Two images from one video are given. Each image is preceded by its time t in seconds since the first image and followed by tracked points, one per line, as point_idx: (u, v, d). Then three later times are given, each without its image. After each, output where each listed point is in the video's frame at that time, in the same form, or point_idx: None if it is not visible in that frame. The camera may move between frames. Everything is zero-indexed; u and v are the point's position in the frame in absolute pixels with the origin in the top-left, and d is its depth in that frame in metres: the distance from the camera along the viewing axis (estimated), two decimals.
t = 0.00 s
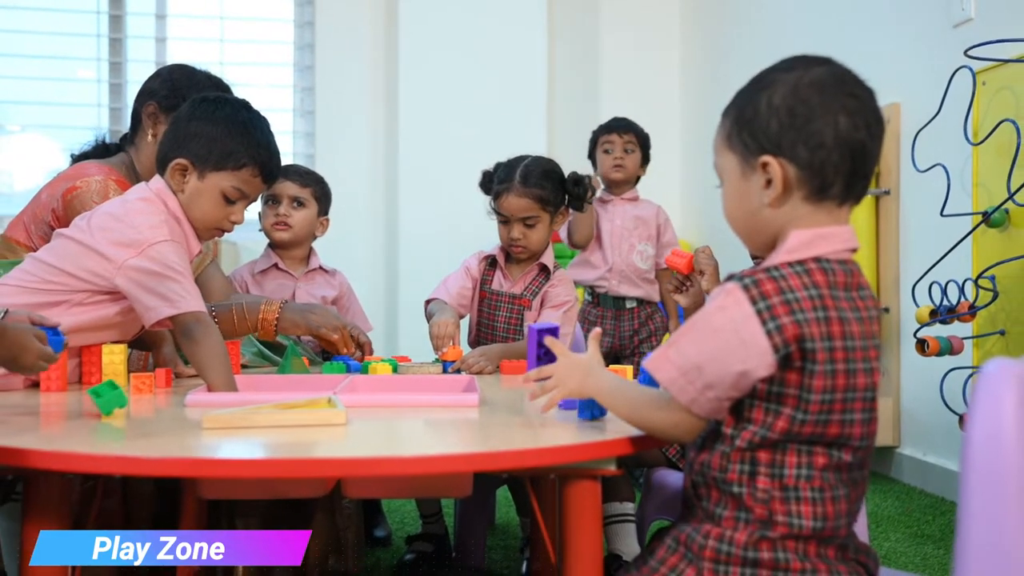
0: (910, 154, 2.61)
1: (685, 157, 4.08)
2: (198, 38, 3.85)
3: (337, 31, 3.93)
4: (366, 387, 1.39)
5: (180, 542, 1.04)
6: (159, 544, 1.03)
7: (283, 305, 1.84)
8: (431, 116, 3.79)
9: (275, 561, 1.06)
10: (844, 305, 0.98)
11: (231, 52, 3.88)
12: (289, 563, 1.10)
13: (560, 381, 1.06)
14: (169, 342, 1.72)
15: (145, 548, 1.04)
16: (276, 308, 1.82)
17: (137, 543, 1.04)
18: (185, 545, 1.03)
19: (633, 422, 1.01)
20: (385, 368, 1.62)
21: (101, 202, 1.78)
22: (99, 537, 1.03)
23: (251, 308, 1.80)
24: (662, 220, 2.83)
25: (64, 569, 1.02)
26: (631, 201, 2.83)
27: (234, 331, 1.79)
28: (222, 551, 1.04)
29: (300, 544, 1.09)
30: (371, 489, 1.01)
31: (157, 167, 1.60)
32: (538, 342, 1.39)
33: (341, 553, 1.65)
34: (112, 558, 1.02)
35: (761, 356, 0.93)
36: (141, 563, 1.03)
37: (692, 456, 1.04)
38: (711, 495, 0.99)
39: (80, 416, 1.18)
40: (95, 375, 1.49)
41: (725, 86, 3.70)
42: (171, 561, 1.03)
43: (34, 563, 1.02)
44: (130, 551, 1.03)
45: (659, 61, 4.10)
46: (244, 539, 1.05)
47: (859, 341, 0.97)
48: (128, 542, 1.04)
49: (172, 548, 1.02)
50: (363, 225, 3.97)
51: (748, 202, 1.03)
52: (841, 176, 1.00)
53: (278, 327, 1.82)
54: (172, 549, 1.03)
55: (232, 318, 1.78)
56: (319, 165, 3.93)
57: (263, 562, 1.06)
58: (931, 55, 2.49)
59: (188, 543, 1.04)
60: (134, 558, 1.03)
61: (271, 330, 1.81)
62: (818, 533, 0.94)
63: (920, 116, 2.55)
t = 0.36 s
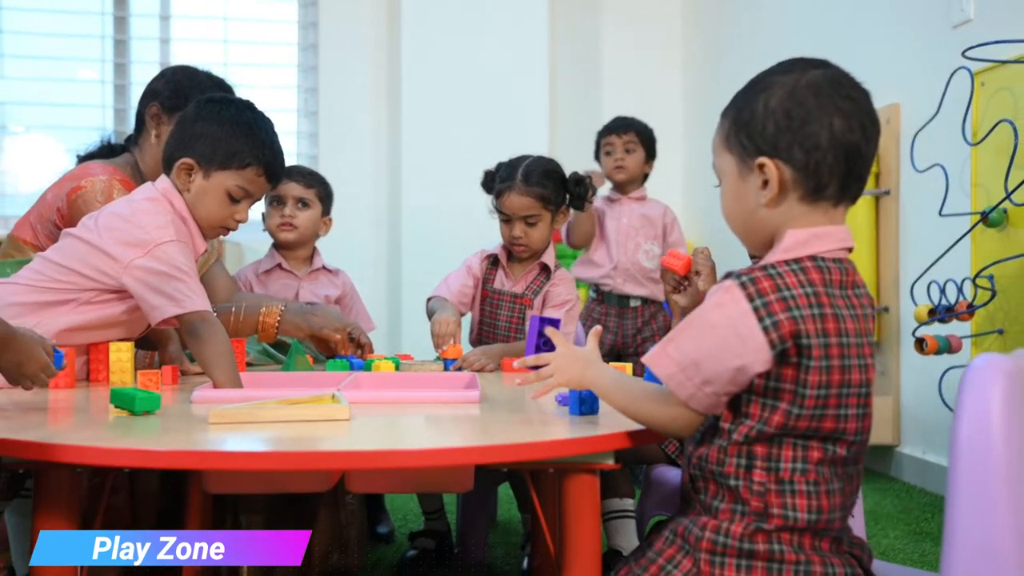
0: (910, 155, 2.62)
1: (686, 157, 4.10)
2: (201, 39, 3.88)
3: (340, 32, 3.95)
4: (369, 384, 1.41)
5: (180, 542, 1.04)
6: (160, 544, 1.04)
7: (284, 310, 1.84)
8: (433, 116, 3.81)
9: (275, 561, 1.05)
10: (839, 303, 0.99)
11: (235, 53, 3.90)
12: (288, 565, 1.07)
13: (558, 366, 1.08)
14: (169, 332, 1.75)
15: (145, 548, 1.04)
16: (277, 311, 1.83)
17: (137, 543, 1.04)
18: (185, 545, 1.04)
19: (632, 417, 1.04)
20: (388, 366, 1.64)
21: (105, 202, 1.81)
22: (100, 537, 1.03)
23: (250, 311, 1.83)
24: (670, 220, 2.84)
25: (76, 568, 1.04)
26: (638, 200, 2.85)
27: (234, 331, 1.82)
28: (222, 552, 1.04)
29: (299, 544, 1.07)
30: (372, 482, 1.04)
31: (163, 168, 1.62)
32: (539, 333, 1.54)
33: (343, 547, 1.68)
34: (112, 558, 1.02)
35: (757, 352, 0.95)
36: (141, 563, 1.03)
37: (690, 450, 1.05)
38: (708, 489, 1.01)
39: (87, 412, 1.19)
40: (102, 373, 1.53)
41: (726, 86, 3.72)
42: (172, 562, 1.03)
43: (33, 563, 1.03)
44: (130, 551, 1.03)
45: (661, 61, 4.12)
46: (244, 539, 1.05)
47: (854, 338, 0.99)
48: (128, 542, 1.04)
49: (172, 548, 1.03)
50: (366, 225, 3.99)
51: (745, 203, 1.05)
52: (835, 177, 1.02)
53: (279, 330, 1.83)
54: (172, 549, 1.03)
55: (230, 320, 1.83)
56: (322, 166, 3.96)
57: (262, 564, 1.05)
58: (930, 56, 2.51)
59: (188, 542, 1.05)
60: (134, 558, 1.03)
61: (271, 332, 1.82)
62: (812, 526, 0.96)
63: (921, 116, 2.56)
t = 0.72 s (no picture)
0: (909, 154, 2.64)
1: (690, 156, 4.12)
2: (207, 39, 3.91)
3: (344, 32, 3.98)
4: (373, 380, 1.43)
5: (180, 542, 1.07)
6: (160, 544, 1.06)
7: (292, 314, 1.87)
8: (438, 116, 3.83)
9: (276, 561, 1.08)
10: (832, 300, 1.02)
11: (241, 53, 3.93)
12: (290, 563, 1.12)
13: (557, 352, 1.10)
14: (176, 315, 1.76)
15: (144, 548, 1.06)
16: (285, 314, 1.86)
17: (136, 543, 1.06)
18: (185, 546, 1.06)
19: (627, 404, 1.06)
20: (392, 363, 1.67)
21: (113, 201, 1.84)
22: (99, 538, 1.06)
23: (259, 313, 1.87)
24: (676, 218, 2.85)
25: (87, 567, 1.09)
26: (645, 199, 2.86)
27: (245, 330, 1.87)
28: (222, 552, 1.07)
29: (300, 545, 1.11)
30: (376, 474, 1.06)
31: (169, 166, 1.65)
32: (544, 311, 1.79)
33: (349, 542, 1.73)
34: (112, 558, 1.05)
35: (751, 346, 0.97)
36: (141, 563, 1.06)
37: (686, 442, 1.08)
38: (705, 481, 1.03)
39: (96, 406, 1.22)
40: (111, 369, 1.55)
41: (729, 85, 3.74)
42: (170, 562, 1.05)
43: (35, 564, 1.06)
44: (130, 552, 1.06)
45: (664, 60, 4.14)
46: (244, 540, 1.07)
47: (847, 334, 1.01)
48: (128, 542, 1.06)
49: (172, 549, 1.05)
50: (370, 225, 4.02)
51: (742, 201, 1.06)
52: (831, 178, 1.03)
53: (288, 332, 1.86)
54: (172, 549, 1.06)
55: (239, 321, 1.86)
56: (327, 165, 3.99)
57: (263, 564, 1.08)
58: (930, 56, 2.53)
59: (188, 543, 1.07)
60: (134, 558, 1.05)
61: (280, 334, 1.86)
62: (806, 517, 0.98)
63: (920, 116, 2.58)
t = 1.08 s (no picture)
0: (912, 153, 2.66)
1: (695, 155, 4.13)
2: (215, 40, 3.94)
3: (351, 32, 4.01)
4: (378, 376, 1.45)
5: (181, 542, 1.12)
6: (160, 544, 1.10)
7: (312, 308, 1.90)
8: (444, 115, 3.86)
9: (276, 561, 1.14)
10: (826, 296, 1.04)
11: (248, 54, 3.96)
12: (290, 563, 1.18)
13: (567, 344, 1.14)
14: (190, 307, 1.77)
15: (145, 548, 1.10)
16: (306, 309, 1.89)
17: (137, 543, 1.09)
18: (186, 546, 1.11)
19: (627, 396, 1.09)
20: (397, 360, 1.69)
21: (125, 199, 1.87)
22: (101, 537, 1.08)
23: (280, 308, 1.90)
24: (680, 216, 2.86)
25: (98, 567, 1.10)
26: (647, 199, 2.89)
27: (267, 326, 1.89)
28: (222, 551, 1.11)
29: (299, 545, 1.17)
30: (379, 470, 1.09)
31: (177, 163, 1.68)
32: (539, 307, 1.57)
33: (353, 537, 1.76)
34: (113, 558, 1.07)
35: (745, 340, 0.99)
36: (141, 562, 1.09)
37: (684, 435, 1.10)
38: (701, 474, 1.05)
39: (106, 401, 1.25)
40: (122, 366, 1.55)
41: (733, 85, 3.75)
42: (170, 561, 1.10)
43: (37, 561, 1.08)
44: (131, 551, 1.09)
45: (669, 59, 4.15)
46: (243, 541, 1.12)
47: (840, 329, 1.03)
48: (129, 542, 1.09)
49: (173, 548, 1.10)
50: (377, 224, 4.05)
51: (740, 200, 1.08)
52: (828, 179, 1.05)
53: (308, 326, 1.89)
54: (172, 549, 1.11)
55: (261, 315, 1.89)
56: (333, 164, 4.01)
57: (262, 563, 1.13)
58: (932, 55, 2.54)
59: (188, 543, 1.12)
60: (135, 557, 1.08)
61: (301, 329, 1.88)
62: (800, 509, 1.00)
63: (922, 115, 2.60)
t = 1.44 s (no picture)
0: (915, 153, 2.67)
1: (702, 154, 4.14)
2: (226, 41, 3.98)
3: (359, 33, 4.04)
4: (385, 374, 1.48)
5: (180, 543, 1.16)
6: (159, 545, 1.14)
7: (339, 304, 1.97)
8: (452, 115, 3.88)
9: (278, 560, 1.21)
10: (822, 294, 1.06)
11: (258, 55, 4.00)
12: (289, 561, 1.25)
13: (573, 333, 1.14)
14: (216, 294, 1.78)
15: (144, 548, 1.14)
16: (333, 304, 1.96)
17: (136, 544, 1.12)
18: (184, 546, 1.16)
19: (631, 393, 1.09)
20: (404, 358, 1.72)
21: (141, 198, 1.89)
22: (100, 538, 1.10)
23: (308, 301, 1.95)
24: (682, 215, 2.88)
25: (111, 569, 1.12)
26: (649, 199, 2.90)
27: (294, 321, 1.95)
28: (222, 552, 1.17)
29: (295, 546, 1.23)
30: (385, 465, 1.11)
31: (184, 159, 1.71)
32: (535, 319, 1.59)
33: (362, 532, 1.83)
34: (112, 558, 1.10)
35: (743, 335, 1.01)
36: (140, 562, 1.12)
37: (684, 430, 1.13)
38: (700, 468, 1.07)
39: (120, 397, 1.27)
40: (135, 364, 1.60)
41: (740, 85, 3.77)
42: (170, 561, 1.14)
43: (35, 562, 1.14)
44: (130, 551, 1.11)
45: (676, 60, 4.17)
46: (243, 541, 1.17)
47: (836, 326, 1.05)
48: (128, 542, 1.12)
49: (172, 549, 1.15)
50: (385, 224, 4.07)
51: (740, 201, 1.10)
52: (826, 180, 1.07)
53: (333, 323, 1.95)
54: (172, 549, 1.15)
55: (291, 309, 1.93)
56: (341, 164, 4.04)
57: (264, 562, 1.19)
58: (936, 55, 2.56)
59: (188, 543, 1.17)
60: (134, 558, 1.11)
61: (327, 323, 1.95)
62: (796, 502, 1.02)
63: (926, 114, 2.61)
